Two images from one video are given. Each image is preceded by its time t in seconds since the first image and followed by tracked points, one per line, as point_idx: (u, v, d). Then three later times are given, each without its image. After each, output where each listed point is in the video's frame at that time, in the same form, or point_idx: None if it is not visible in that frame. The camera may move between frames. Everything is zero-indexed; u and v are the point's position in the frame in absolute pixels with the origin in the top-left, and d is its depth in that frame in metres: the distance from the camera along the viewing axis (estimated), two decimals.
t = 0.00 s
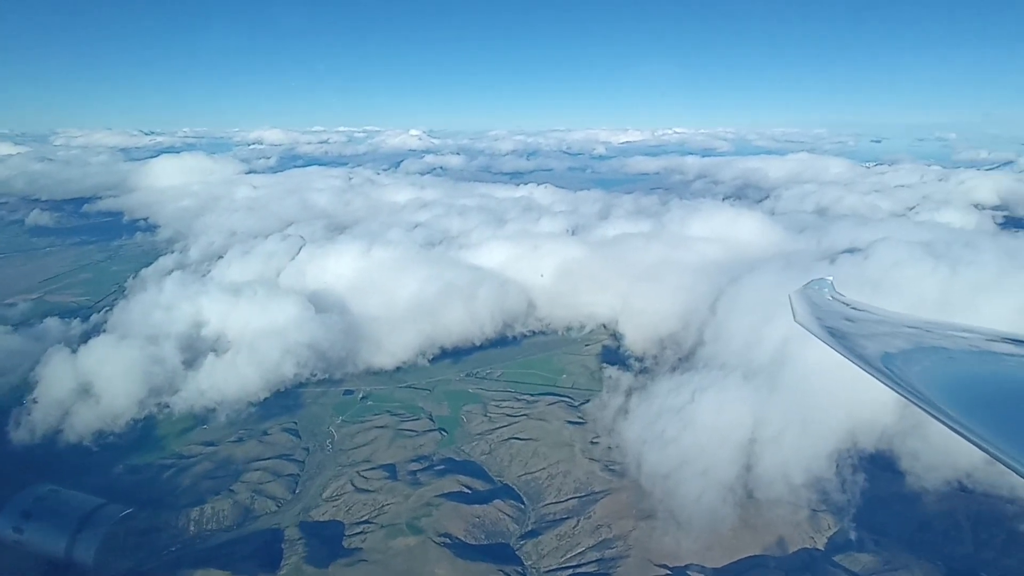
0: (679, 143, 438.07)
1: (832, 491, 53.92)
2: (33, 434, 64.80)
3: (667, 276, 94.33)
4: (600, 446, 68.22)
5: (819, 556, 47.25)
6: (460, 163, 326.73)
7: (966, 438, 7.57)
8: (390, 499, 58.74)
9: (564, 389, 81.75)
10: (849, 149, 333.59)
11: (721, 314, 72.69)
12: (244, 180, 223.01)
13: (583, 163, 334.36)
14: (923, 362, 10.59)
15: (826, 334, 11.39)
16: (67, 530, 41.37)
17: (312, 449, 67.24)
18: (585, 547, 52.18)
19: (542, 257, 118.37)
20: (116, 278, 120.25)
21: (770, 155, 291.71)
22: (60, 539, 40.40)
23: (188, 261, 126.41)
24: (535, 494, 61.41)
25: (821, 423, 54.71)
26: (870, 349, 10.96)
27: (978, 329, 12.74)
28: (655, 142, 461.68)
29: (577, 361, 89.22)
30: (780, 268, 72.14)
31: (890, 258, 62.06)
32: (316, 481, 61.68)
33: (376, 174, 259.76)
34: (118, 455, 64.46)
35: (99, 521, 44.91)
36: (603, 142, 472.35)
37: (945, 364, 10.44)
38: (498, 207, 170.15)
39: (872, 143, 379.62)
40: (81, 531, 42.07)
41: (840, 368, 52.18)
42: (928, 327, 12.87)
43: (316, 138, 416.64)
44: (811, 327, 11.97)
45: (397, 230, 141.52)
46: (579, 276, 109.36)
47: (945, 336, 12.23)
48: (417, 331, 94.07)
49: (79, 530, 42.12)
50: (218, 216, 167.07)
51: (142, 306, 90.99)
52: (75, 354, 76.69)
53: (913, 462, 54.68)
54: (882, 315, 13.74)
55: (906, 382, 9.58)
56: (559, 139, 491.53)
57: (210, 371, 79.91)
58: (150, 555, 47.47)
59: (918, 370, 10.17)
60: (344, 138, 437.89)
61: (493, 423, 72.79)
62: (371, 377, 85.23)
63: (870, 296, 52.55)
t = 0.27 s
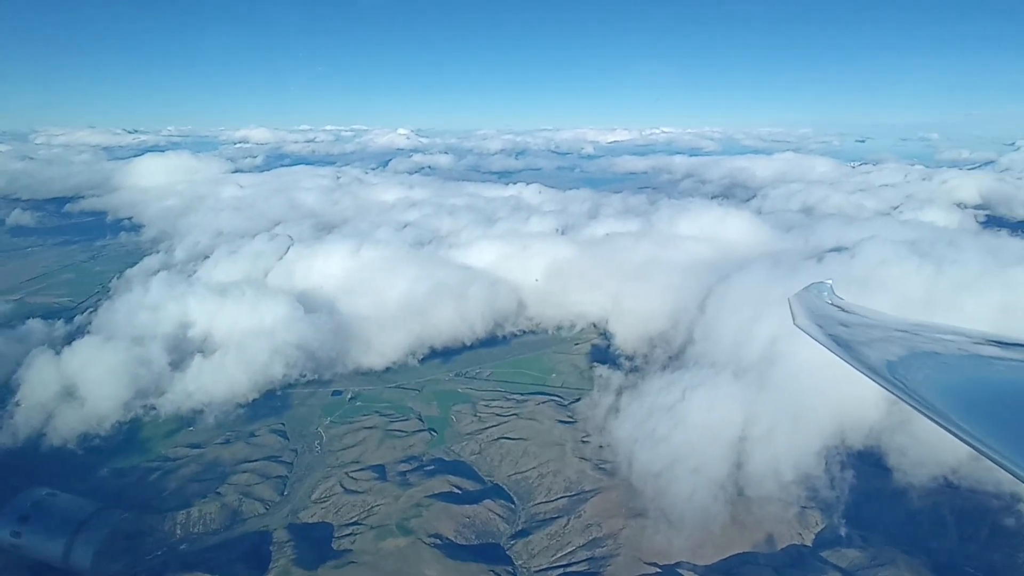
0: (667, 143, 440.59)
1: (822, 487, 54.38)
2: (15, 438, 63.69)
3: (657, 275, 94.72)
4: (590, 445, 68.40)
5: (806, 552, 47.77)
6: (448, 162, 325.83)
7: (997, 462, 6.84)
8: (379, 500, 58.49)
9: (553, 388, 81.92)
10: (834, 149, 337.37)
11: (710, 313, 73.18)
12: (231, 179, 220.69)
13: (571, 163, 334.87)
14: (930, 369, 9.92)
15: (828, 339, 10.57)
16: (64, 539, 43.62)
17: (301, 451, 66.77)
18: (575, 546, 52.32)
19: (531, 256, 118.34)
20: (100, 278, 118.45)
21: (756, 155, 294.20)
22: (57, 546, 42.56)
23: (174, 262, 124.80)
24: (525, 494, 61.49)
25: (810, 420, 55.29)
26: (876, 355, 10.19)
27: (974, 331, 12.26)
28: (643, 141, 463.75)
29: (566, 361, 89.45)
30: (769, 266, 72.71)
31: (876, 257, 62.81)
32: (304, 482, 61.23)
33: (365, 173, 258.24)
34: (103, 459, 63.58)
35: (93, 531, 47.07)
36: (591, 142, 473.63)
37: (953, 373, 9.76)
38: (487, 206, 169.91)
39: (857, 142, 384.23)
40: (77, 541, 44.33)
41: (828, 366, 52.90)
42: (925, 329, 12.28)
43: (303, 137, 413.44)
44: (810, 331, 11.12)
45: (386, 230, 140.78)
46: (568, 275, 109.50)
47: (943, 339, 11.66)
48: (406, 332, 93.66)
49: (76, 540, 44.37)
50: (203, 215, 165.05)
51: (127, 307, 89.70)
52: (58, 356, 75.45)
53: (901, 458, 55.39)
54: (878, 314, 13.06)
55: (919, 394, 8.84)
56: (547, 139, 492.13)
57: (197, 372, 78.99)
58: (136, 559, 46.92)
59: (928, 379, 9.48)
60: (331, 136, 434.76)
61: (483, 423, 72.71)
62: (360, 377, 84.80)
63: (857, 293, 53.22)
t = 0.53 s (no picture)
0: (654, 142, 442.70)
1: (811, 484, 54.93)
2: None
3: (646, 274, 95.17)
4: (580, 444, 68.65)
5: (795, 548, 48.57)
6: (436, 161, 324.98)
7: (1007, 474, 6.68)
8: (369, 501, 58.23)
9: (542, 387, 82.15)
10: (819, 149, 341.05)
11: (701, 311, 73.61)
12: (216, 179, 218.33)
13: (559, 162, 335.28)
14: (933, 375, 9.79)
15: (830, 346, 10.42)
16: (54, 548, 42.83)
17: (289, 452, 66.27)
18: (566, 545, 52.48)
19: (521, 255, 118.37)
20: (83, 279, 116.72)
21: (742, 154, 296.53)
22: (49, 553, 41.76)
23: (159, 263, 123.29)
24: (515, 493, 61.55)
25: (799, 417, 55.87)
26: (879, 362, 10.04)
27: (972, 334, 12.20)
28: (630, 141, 465.85)
29: (556, 360, 89.67)
30: (757, 265, 73.30)
31: (863, 254, 63.58)
32: (293, 485, 60.81)
33: (352, 172, 256.50)
34: (87, 463, 62.76)
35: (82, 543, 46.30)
36: (579, 141, 474.51)
37: (967, 383, 9.50)
38: (476, 206, 169.78)
39: (841, 141, 388.32)
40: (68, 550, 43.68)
41: (816, 364, 53.68)
42: (924, 332, 12.19)
43: (289, 136, 410.30)
44: (811, 337, 10.98)
45: (374, 229, 140.10)
46: (558, 274, 109.73)
47: (943, 343, 11.58)
48: (396, 332, 93.23)
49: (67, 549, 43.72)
50: (188, 215, 163.10)
51: (112, 309, 88.45)
52: (41, 359, 74.20)
53: (889, 454, 56.02)
54: (877, 318, 12.96)
55: (924, 402, 8.70)
56: (535, 138, 492.14)
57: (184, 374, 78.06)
58: (122, 563, 46.29)
59: (932, 385, 9.35)
60: (317, 135, 431.75)
61: (473, 423, 72.65)
62: (349, 378, 84.41)
63: (844, 290, 53.89)
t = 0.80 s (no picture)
0: (641, 141, 445.21)
1: (800, 479, 55.34)
2: None
3: (635, 273, 95.66)
4: (570, 443, 68.79)
5: (783, 543, 48.76)
6: (424, 161, 324.02)
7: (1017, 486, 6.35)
8: (358, 503, 57.89)
9: (531, 386, 82.23)
10: (803, 148, 344.82)
11: (690, 309, 74.04)
12: (200, 178, 215.65)
13: (547, 161, 335.82)
14: (945, 383, 9.39)
15: (836, 354, 9.99)
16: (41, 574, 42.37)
17: (276, 455, 65.68)
18: (557, 543, 52.59)
19: (510, 255, 118.34)
20: (64, 281, 114.81)
21: (728, 153, 299.01)
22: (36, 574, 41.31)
23: (143, 264, 121.60)
24: (505, 493, 61.55)
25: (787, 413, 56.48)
26: (887, 370, 9.63)
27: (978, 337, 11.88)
28: (617, 140, 467.79)
29: (544, 359, 89.73)
30: (745, 263, 73.92)
31: (848, 253, 64.37)
32: (281, 487, 60.28)
33: (338, 172, 254.53)
34: (70, 467, 61.77)
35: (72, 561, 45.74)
36: (566, 140, 475.76)
37: (973, 386, 9.26)
38: (464, 205, 169.55)
39: (825, 140, 392.72)
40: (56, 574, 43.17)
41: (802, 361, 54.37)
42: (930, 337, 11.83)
43: (275, 136, 406.44)
44: (815, 345, 10.54)
45: (362, 229, 139.25)
46: (547, 273, 109.90)
47: (950, 347, 11.22)
48: (385, 332, 92.75)
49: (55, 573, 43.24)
50: (172, 215, 160.97)
51: (95, 311, 87.07)
52: (22, 363, 72.87)
53: (875, 450, 56.78)
54: (881, 322, 12.59)
55: (937, 414, 8.27)
56: (523, 137, 492.33)
57: (169, 377, 77.04)
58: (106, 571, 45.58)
59: (944, 394, 8.94)
60: (303, 135, 428.08)
61: (462, 423, 72.52)
62: (337, 379, 83.82)
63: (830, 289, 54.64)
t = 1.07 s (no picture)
0: (628, 141, 446.95)
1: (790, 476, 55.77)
2: None
3: (624, 272, 96.06)
4: (559, 442, 68.90)
5: (771, 539, 49.13)
6: (411, 160, 322.69)
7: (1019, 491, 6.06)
8: (347, 505, 57.54)
9: (520, 386, 82.24)
10: (788, 147, 348.15)
11: (679, 307, 74.45)
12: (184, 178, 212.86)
13: (535, 160, 336.21)
14: (957, 389, 8.89)
15: (837, 363, 9.63)
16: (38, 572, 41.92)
17: (263, 457, 65.04)
18: (547, 543, 52.67)
19: (499, 254, 118.21)
20: (46, 283, 112.83)
21: (714, 153, 301.32)
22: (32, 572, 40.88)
23: (126, 265, 119.86)
24: (495, 493, 61.51)
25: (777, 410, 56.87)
26: (891, 377, 9.20)
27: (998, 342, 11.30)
28: (605, 139, 469.53)
29: (533, 358, 89.82)
30: (733, 262, 74.55)
31: (835, 251, 65.15)
32: (268, 489, 59.70)
33: (325, 172, 252.54)
34: (53, 472, 60.74)
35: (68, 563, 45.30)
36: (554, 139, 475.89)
37: (979, 388, 8.89)
38: (452, 205, 169.11)
39: (809, 139, 396.86)
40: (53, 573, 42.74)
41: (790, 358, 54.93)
42: (948, 342, 11.24)
43: (260, 135, 402.45)
44: (817, 354, 10.17)
45: (350, 229, 138.34)
46: (536, 273, 109.96)
47: (969, 353, 10.64)
48: (374, 332, 92.20)
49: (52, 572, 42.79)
50: (156, 216, 158.78)
51: (78, 313, 85.67)
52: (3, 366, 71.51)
53: (862, 445, 57.49)
54: (894, 328, 12.05)
55: (943, 423, 7.83)
56: (510, 136, 490.70)
57: (155, 379, 75.99)
58: None
59: (956, 402, 8.45)
60: (288, 134, 424.26)
61: (451, 423, 72.31)
62: (324, 380, 83.17)
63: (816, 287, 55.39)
